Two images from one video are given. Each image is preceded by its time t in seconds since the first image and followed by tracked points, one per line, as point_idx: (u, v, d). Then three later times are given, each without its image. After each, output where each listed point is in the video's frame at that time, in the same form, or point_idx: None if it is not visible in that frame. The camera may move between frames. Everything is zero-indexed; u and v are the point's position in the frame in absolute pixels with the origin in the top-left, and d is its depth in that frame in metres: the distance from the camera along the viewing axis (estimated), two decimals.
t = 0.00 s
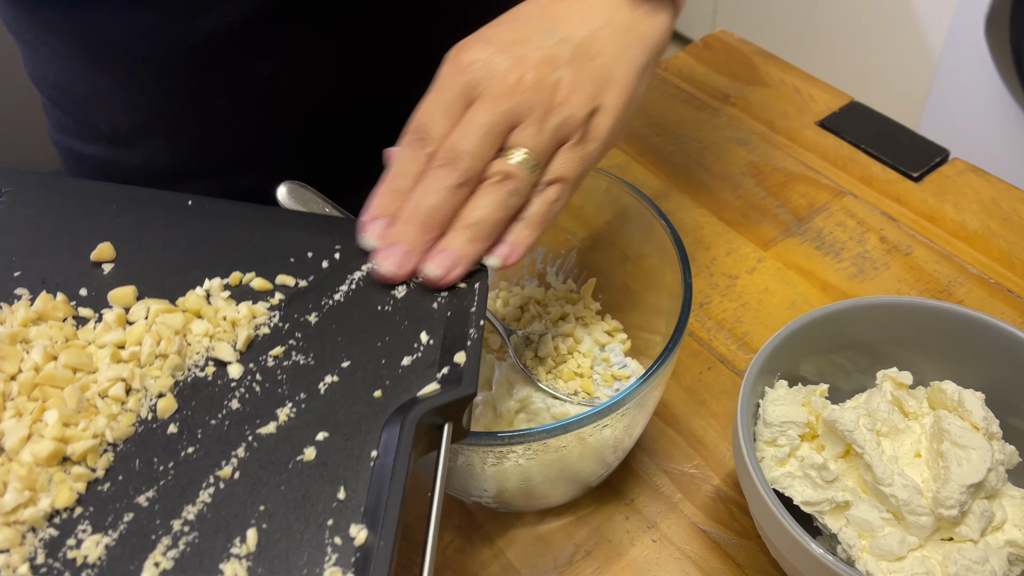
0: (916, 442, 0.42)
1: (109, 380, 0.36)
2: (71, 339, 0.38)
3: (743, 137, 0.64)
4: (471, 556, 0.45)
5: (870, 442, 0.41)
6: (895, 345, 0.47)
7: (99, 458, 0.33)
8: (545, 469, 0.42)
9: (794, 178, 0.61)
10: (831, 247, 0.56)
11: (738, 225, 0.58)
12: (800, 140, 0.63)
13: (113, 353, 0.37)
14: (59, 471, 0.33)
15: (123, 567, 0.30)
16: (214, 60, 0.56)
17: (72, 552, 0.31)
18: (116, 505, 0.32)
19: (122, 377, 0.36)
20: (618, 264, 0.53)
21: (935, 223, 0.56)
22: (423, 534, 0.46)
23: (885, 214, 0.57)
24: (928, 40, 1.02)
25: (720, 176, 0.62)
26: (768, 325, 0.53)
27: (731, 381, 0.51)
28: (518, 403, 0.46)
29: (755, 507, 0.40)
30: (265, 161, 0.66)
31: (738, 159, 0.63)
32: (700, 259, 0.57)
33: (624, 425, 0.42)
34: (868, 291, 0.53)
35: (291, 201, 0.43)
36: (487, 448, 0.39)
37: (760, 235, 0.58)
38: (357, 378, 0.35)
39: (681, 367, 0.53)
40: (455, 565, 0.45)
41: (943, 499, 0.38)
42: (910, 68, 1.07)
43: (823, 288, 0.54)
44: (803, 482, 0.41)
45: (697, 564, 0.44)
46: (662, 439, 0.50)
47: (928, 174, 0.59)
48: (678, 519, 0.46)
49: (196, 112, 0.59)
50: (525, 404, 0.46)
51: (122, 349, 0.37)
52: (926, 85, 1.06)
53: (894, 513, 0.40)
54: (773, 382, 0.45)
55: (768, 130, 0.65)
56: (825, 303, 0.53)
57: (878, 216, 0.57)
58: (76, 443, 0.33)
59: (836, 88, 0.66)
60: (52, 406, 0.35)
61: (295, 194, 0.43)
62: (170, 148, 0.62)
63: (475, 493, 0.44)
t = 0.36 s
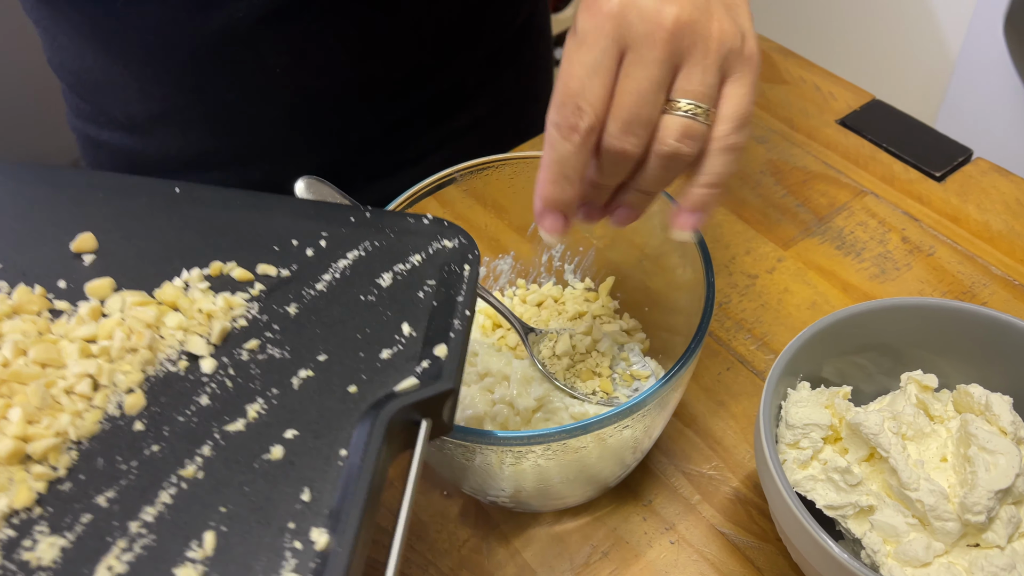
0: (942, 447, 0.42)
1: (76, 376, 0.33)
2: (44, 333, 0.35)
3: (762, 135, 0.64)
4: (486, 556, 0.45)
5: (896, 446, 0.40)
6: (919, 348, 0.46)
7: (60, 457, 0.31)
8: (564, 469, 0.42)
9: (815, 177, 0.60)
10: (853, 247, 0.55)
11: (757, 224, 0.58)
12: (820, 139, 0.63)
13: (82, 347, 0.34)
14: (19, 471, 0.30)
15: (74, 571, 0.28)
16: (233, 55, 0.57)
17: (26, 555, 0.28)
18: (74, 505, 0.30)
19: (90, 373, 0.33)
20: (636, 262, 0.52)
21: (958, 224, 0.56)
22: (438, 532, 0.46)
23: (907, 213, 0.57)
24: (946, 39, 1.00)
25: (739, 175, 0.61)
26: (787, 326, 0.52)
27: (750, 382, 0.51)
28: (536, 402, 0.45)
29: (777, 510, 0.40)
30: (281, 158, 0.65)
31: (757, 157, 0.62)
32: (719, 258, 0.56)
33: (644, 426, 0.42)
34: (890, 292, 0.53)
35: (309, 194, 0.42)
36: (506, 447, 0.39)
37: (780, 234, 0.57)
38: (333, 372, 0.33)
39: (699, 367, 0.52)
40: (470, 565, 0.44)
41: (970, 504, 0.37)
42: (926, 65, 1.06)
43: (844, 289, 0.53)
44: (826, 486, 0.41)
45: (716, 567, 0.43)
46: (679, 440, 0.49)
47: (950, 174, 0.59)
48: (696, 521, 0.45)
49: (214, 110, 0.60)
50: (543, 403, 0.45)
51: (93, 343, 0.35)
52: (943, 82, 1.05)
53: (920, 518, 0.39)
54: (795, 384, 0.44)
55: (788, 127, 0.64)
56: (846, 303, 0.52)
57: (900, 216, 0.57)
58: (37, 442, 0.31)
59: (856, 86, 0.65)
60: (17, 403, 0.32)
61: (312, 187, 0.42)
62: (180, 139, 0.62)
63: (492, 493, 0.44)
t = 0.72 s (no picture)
0: (946, 445, 0.42)
1: None
2: None
3: (766, 134, 0.63)
4: (490, 553, 0.45)
5: (900, 443, 0.40)
6: (923, 346, 0.46)
7: None
8: (568, 466, 0.42)
9: (819, 175, 0.60)
10: (857, 245, 0.55)
11: (762, 222, 0.58)
12: (825, 138, 0.63)
13: None
14: None
15: None
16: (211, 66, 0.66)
17: None
18: None
19: None
20: (641, 259, 0.52)
21: (963, 223, 0.56)
22: (442, 528, 0.46)
23: (912, 212, 0.57)
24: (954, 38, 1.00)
25: (743, 173, 0.61)
26: (792, 324, 0.52)
27: (754, 380, 0.51)
28: (540, 399, 0.45)
29: (782, 508, 0.40)
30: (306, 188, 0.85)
31: (761, 155, 0.62)
32: (723, 256, 0.56)
33: (649, 423, 0.42)
34: (895, 290, 0.53)
35: (314, 192, 0.45)
36: (511, 444, 0.39)
37: (784, 232, 0.57)
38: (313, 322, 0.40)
39: (704, 365, 0.52)
40: (474, 561, 0.44)
41: (974, 502, 0.37)
42: (934, 64, 1.06)
43: (849, 287, 0.53)
44: (830, 483, 0.41)
45: (720, 565, 0.43)
46: (684, 438, 0.49)
47: (956, 173, 0.59)
48: (700, 518, 0.45)
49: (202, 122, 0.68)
50: (547, 400, 0.45)
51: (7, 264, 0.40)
52: (950, 81, 1.05)
53: (924, 516, 0.39)
54: (799, 382, 0.45)
55: (793, 126, 0.64)
56: (851, 302, 0.52)
57: (905, 215, 0.57)
58: None
59: (862, 85, 0.65)
60: None
61: (317, 186, 0.45)
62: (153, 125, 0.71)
63: (496, 490, 0.44)
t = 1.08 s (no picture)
0: (950, 436, 0.42)
1: None
2: None
3: (768, 131, 0.64)
4: (497, 545, 0.45)
5: (904, 435, 0.41)
6: (925, 339, 0.47)
7: None
8: (576, 459, 0.42)
9: (821, 172, 0.60)
10: (859, 241, 0.56)
11: (764, 218, 0.58)
12: (826, 135, 0.63)
13: None
14: None
15: None
16: (186, 121, 0.75)
17: None
18: None
19: None
20: (645, 255, 0.52)
21: (963, 219, 0.56)
22: (449, 520, 0.46)
23: (912, 208, 0.57)
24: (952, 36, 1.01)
25: (746, 170, 0.61)
26: (795, 319, 0.53)
27: (758, 374, 0.51)
28: (547, 393, 0.45)
29: (789, 499, 0.40)
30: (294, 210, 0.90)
31: (763, 152, 0.62)
32: (726, 252, 0.57)
33: (656, 416, 0.42)
34: (896, 285, 0.53)
35: (324, 187, 0.45)
36: (520, 436, 0.39)
37: (786, 228, 0.57)
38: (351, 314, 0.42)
39: (708, 359, 0.53)
40: (482, 553, 0.45)
41: (978, 492, 0.38)
42: (932, 61, 1.06)
43: (851, 282, 0.54)
44: (835, 475, 0.41)
45: (726, 556, 0.44)
46: (689, 431, 0.50)
47: (956, 169, 0.59)
48: (705, 510, 0.46)
49: (216, 184, 0.81)
50: (554, 394, 0.45)
51: None
52: (948, 78, 1.05)
53: (928, 506, 0.39)
54: (804, 375, 0.45)
55: (794, 123, 0.64)
56: (853, 296, 0.52)
57: (905, 211, 0.57)
58: None
59: (862, 82, 0.66)
60: None
61: (328, 181, 0.46)
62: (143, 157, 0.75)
63: (504, 482, 0.44)
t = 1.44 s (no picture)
0: (946, 426, 0.43)
1: None
2: None
3: (764, 128, 0.65)
4: (500, 538, 0.46)
5: (901, 424, 0.41)
6: (921, 331, 0.48)
7: None
8: (578, 451, 0.43)
9: (816, 168, 0.61)
10: (854, 236, 0.57)
11: (761, 214, 0.59)
12: (821, 131, 0.64)
13: None
14: None
15: None
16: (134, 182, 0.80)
17: None
18: None
19: None
20: (643, 251, 0.53)
21: (957, 213, 0.57)
22: (452, 513, 0.47)
23: (906, 204, 0.58)
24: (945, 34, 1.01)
25: (742, 166, 0.62)
26: (792, 313, 0.53)
27: (756, 367, 0.52)
28: (549, 386, 0.46)
29: (788, 488, 0.41)
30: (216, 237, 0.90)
31: (759, 149, 0.63)
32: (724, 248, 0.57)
33: (656, 409, 0.43)
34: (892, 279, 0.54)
35: (327, 184, 0.46)
36: (523, 428, 0.39)
37: (782, 223, 0.58)
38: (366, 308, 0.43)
39: (707, 353, 0.53)
40: (486, 546, 0.45)
41: (975, 480, 0.39)
42: (925, 58, 1.07)
43: (847, 277, 0.54)
44: (833, 464, 0.42)
45: (725, 546, 0.45)
46: (688, 424, 0.50)
47: (949, 165, 0.60)
48: (705, 501, 0.47)
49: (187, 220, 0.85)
50: (556, 387, 0.46)
51: None
52: (941, 75, 1.06)
53: (925, 495, 0.40)
54: (802, 367, 0.46)
55: (789, 120, 0.65)
56: (850, 290, 0.53)
57: (900, 206, 0.58)
58: None
59: (857, 79, 0.66)
60: None
61: (330, 178, 0.46)
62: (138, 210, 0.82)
63: (507, 475, 0.45)
